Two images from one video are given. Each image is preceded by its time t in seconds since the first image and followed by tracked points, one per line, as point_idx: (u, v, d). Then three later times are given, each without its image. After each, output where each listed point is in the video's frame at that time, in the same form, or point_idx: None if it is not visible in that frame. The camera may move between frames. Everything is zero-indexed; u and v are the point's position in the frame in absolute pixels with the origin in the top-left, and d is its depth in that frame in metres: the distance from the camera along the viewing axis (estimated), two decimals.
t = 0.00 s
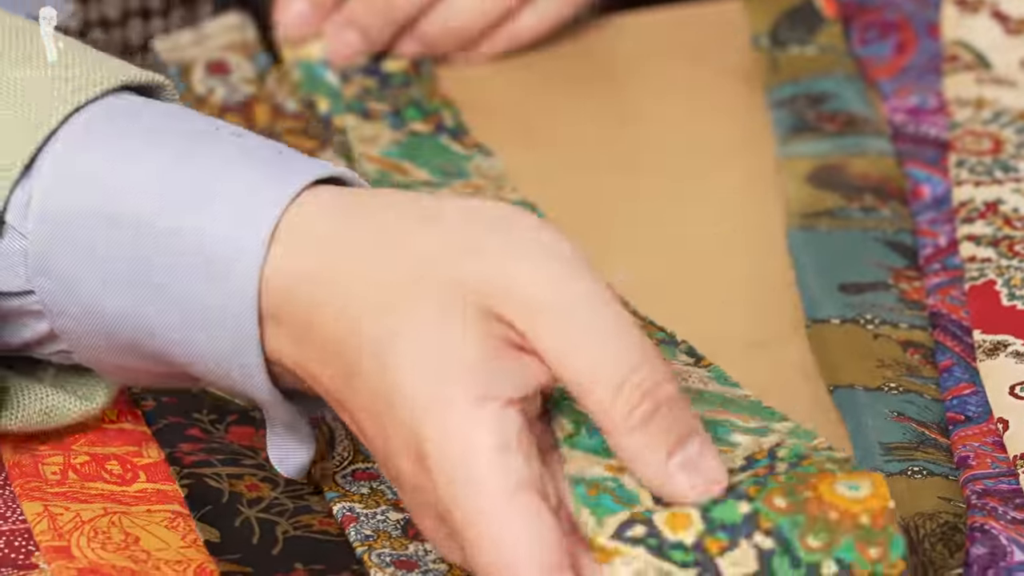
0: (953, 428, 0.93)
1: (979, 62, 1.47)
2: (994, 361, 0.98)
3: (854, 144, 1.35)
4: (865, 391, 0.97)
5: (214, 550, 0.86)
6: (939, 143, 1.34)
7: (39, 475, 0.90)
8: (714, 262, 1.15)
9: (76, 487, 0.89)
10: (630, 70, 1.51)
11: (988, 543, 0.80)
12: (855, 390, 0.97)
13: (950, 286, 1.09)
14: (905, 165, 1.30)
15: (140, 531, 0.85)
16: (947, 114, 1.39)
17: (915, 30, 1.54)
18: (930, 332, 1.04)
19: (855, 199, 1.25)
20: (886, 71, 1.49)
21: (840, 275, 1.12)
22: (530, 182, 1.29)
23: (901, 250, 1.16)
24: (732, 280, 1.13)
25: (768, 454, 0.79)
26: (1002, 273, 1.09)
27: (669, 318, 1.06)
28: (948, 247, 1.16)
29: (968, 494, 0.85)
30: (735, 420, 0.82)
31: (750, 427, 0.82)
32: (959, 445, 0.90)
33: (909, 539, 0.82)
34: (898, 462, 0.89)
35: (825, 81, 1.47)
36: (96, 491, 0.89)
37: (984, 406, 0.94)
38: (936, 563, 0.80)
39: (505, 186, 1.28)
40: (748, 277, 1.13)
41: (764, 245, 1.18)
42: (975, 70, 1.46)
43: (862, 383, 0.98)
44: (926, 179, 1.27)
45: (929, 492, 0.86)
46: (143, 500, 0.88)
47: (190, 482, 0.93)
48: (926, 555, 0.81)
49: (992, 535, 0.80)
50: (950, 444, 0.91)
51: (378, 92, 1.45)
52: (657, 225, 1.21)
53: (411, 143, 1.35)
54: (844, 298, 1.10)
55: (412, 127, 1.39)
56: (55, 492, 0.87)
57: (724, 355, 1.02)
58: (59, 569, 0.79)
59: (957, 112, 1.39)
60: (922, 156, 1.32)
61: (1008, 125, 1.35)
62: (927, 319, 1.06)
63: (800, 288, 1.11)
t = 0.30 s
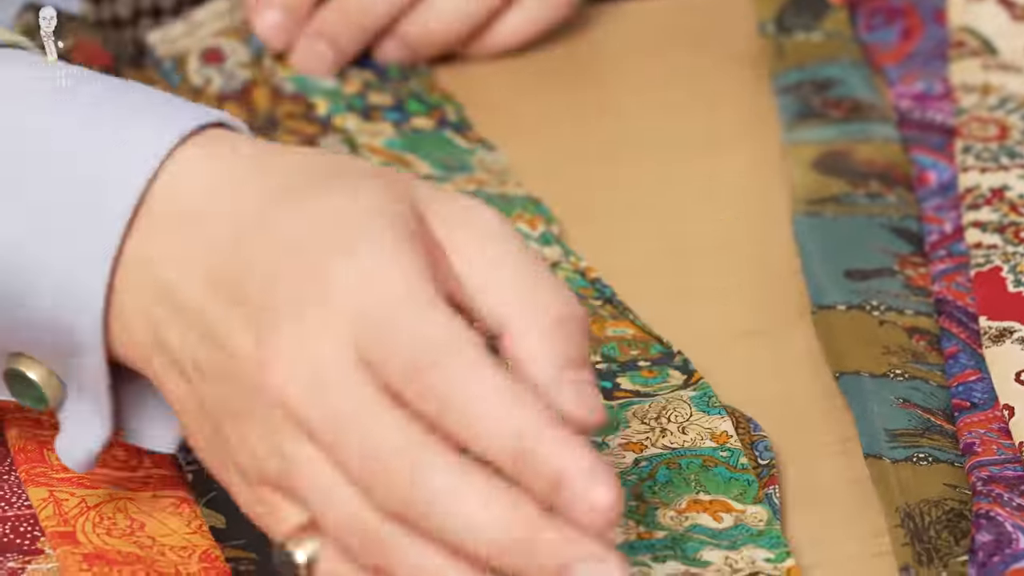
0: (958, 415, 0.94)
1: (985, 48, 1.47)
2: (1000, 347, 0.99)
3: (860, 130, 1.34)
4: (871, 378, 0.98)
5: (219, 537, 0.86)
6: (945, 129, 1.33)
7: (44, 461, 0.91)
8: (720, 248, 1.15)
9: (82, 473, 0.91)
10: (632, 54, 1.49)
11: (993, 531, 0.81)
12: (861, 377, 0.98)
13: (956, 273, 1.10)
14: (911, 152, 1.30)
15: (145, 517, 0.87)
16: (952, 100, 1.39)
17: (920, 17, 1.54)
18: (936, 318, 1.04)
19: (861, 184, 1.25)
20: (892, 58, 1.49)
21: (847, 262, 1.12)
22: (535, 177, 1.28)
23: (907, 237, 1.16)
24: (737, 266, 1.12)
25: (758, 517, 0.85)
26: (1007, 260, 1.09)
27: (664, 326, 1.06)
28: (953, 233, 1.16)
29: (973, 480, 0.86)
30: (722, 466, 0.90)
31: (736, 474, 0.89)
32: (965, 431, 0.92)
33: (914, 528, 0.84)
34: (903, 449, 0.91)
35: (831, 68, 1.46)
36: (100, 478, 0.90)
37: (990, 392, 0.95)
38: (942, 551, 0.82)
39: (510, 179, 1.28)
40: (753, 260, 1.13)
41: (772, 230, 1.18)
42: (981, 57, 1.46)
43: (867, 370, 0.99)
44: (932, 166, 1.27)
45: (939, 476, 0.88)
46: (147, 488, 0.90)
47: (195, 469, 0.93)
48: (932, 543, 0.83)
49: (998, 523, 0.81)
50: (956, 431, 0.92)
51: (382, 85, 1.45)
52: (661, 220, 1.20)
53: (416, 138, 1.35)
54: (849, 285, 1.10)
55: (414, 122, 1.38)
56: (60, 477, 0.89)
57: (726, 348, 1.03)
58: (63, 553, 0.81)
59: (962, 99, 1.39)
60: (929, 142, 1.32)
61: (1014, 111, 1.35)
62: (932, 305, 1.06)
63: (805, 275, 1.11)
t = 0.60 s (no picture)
0: (981, 370, 0.93)
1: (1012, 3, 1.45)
2: None
3: (884, 84, 1.35)
4: (894, 332, 0.97)
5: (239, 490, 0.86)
6: (969, 82, 1.33)
7: (66, 414, 0.93)
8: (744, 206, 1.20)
9: (104, 426, 0.92)
10: (653, 22, 1.54)
11: (1016, 485, 0.80)
12: (883, 331, 0.97)
13: (980, 227, 1.09)
14: (935, 106, 1.30)
15: (166, 469, 0.87)
16: (977, 53, 1.38)
17: None
18: (959, 272, 1.04)
19: (884, 139, 1.26)
20: (917, 12, 1.48)
21: (870, 216, 1.13)
22: (567, 130, 1.36)
23: (930, 191, 1.17)
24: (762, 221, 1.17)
25: (779, 469, 0.85)
26: None
27: (688, 275, 1.11)
28: (977, 187, 1.16)
29: (997, 434, 0.84)
30: (742, 421, 0.90)
31: (756, 428, 0.89)
32: (987, 386, 0.90)
33: (936, 483, 0.83)
34: (926, 403, 0.90)
35: (855, 23, 1.48)
36: (124, 431, 0.92)
37: (1013, 346, 0.94)
38: (964, 506, 0.81)
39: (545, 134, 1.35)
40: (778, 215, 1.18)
41: (795, 188, 1.22)
42: (1006, 10, 1.43)
43: (891, 325, 0.98)
44: (956, 119, 1.27)
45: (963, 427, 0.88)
46: (170, 441, 0.91)
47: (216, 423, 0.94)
48: (955, 497, 0.82)
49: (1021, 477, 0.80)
50: (978, 385, 0.91)
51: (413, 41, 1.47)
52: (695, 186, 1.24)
53: (466, 67, 1.43)
54: (872, 240, 1.10)
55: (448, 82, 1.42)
56: (83, 430, 0.91)
57: (752, 298, 1.07)
58: (86, 505, 0.81)
59: (987, 51, 1.38)
60: (953, 96, 1.31)
61: None
62: (955, 259, 1.06)
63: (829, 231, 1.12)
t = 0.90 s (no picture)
0: (985, 296, 0.92)
1: None
2: None
3: (889, 12, 1.37)
4: (897, 260, 0.97)
5: (243, 419, 0.86)
6: (976, 9, 1.32)
7: (69, 341, 0.94)
8: (748, 134, 1.21)
9: (107, 354, 0.93)
10: None
11: (1019, 413, 0.80)
12: (886, 259, 0.97)
13: (985, 153, 1.08)
14: (941, 32, 1.30)
15: (169, 398, 0.88)
16: None
17: None
18: (964, 200, 1.04)
19: (889, 65, 1.26)
20: None
21: (875, 142, 1.12)
22: (579, 58, 1.40)
23: (935, 118, 1.16)
24: (766, 151, 1.18)
25: (782, 399, 0.86)
26: None
27: (693, 207, 1.12)
28: (983, 113, 1.14)
29: (1000, 362, 0.84)
30: (747, 349, 0.90)
31: (761, 356, 0.90)
32: (991, 313, 0.90)
33: (939, 411, 0.83)
34: (929, 331, 0.90)
35: None
36: (126, 358, 0.93)
37: (1017, 273, 0.94)
38: (967, 433, 0.81)
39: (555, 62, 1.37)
40: (782, 144, 1.19)
41: (800, 117, 1.23)
42: None
43: (894, 254, 0.98)
44: (962, 44, 1.26)
45: (966, 353, 0.87)
46: (173, 369, 0.92)
47: (219, 350, 0.93)
48: (958, 425, 0.82)
49: None
50: (982, 312, 0.91)
51: None
52: (706, 114, 1.25)
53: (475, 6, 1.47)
54: (876, 167, 1.10)
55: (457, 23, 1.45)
56: (85, 358, 0.92)
57: (756, 225, 1.08)
58: (90, 435, 0.82)
59: None
60: (958, 23, 1.30)
61: None
62: (959, 186, 1.05)
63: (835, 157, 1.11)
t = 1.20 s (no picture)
0: (984, 219, 0.92)
1: None
2: None
3: None
4: (895, 182, 0.96)
5: (242, 344, 0.86)
6: None
7: (66, 265, 0.94)
8: (747, 54, 1.20)
9: (105, 279, 0.93)
10: None
11: (1015, 335, 0.81)
12: (885, 181, 0.96)
13: (985, 75, 1.08)
14: None
15: (167, 322, 0.88)
16: None
17: None
18: (964, 122, 1.03)
19: None
20: None
21: (874, 64, 1.11)
22: None
23: (935, 42, 1.15)
24: (764, 74, 1.17)
25: (780, 324, 0.86)
26: None
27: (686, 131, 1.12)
28: (984, 35, 1.13)
29: (996, 285, 0.85)
30: (745, 274, 0.90)
31: (758, 281, 0.90)
32: (989, 236, 0.90)
33: (936, 334, 0.82)
34: (926, 255, 0.89)
35: None
36: (125, 283, 0.93)
37: (1015, 195, 0.94)
38: (964, 355, 0.81)
39: None
40: (781, 64, 1.18)
41: (799, 39, 1.21)
42: None
43: (893, 176, 0.97)
44: None
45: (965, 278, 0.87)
46: (171, 294, 0.92)
47: (218, 275, 0.93)
48: (955, 347, 0.81)
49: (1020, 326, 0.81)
50: (981, 236, 0.91)
51: None
52: (703, 38, 1.24)
53: None
54: (875, 89, 1.09)
55: None
56: (83, 282, 0.92)
57: (751, 148, 1.08)
58: (87, 358, 0.81)
59: None
60: None
61: None
62: (959, 109, 1.05)
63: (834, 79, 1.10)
